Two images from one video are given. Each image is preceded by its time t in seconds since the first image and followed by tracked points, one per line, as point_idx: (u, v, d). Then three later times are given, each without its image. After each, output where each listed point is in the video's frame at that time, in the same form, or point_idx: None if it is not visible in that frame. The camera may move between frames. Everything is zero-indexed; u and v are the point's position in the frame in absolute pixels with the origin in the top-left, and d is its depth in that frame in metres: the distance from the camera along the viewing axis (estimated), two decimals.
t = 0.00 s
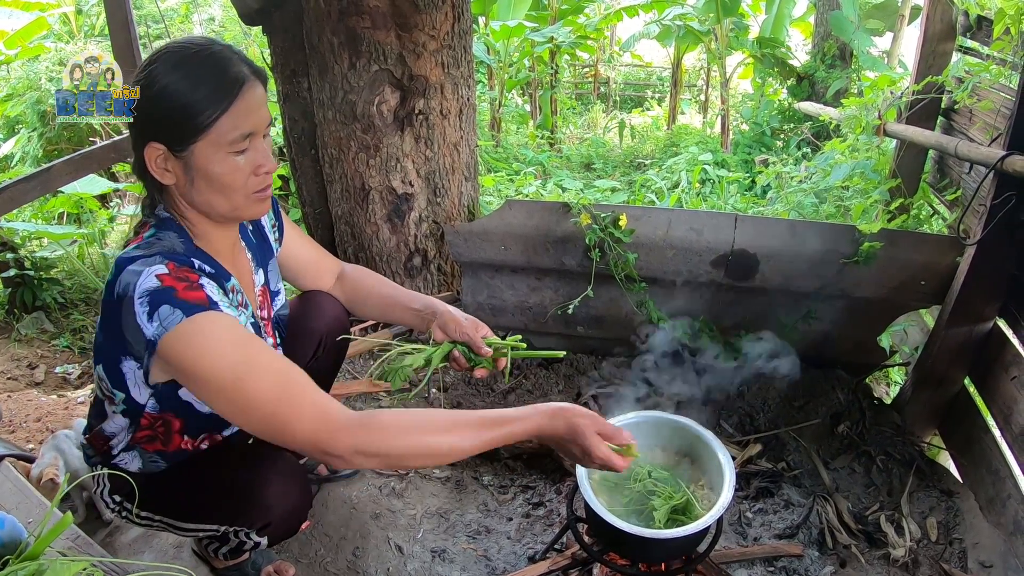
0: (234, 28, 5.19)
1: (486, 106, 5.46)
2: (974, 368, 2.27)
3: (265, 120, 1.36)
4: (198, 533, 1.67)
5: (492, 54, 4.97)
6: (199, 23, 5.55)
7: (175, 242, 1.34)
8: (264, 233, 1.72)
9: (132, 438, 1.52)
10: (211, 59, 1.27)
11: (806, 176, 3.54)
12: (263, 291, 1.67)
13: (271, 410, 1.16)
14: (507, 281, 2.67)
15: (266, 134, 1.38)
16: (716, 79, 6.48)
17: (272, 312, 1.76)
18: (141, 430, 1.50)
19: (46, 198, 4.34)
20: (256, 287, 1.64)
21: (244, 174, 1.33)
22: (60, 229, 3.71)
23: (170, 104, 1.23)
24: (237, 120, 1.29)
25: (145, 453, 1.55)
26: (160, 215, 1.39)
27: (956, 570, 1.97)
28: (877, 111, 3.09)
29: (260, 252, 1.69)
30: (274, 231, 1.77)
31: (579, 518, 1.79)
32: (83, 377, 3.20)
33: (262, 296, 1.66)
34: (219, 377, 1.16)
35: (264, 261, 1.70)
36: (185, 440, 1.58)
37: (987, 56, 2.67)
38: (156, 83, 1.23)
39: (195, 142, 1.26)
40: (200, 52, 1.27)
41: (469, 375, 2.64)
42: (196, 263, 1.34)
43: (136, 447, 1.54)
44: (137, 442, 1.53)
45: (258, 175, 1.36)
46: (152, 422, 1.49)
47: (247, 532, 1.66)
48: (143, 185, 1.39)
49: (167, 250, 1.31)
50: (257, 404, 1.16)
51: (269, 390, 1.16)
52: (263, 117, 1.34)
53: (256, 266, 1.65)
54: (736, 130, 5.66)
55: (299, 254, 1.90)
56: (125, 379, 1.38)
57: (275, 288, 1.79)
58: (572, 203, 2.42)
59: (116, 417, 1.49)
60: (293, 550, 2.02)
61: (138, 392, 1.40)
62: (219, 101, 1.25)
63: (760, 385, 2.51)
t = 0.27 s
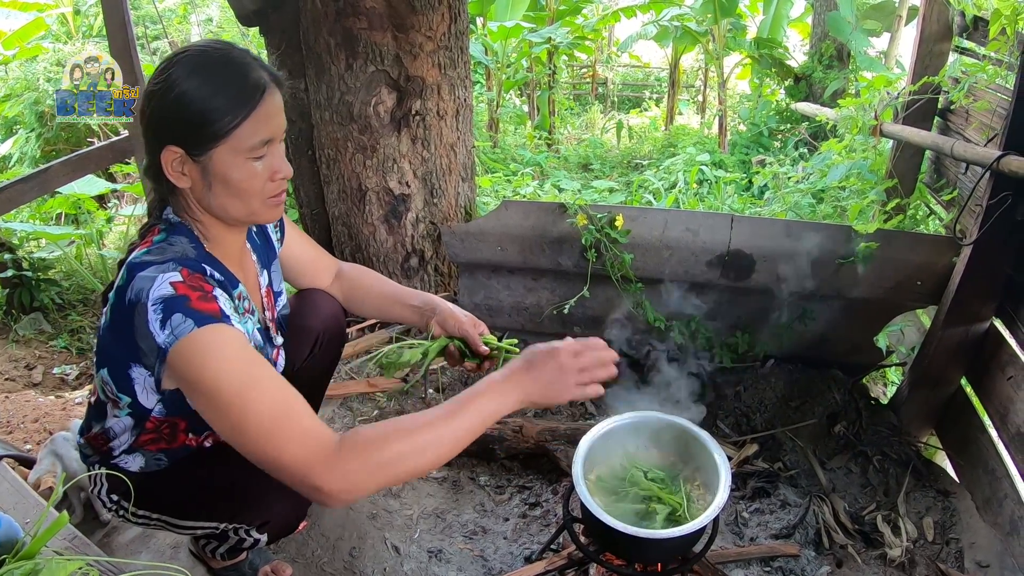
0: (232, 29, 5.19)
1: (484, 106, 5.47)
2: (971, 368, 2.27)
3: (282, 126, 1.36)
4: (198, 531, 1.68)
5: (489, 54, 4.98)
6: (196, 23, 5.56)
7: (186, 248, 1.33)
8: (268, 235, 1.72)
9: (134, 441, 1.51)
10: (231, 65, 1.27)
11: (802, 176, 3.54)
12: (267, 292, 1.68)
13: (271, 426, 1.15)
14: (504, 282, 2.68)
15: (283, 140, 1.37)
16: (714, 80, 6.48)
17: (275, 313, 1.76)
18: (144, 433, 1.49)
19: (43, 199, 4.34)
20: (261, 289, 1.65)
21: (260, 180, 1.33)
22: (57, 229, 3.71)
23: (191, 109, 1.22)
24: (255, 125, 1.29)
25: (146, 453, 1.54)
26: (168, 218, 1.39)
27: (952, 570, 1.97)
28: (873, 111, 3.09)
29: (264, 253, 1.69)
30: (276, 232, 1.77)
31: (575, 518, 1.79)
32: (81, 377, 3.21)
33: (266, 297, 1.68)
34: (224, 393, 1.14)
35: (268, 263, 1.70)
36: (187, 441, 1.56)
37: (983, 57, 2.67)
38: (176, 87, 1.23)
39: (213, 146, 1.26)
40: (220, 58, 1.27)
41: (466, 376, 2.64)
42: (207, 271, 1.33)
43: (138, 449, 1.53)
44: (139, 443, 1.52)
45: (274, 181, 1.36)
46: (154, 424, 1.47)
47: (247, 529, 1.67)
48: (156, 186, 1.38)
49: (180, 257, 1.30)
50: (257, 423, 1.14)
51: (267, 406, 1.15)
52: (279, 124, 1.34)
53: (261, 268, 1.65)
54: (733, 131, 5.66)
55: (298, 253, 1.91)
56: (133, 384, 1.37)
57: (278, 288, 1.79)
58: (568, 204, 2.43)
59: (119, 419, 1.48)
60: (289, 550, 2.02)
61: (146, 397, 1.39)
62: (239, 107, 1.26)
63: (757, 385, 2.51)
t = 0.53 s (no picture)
0: (231, 28, 5.19)
1: (483, 107, 5.47)
2: (970, 367, 2.27)
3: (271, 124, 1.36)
4: (195, 530, 1.68)
5: (488, 55, 4.99)
6: (195, 23, 5.56)
7: (168, 247, 1.33)
8: (261, 237, 1.71)
9: (129, 441, 1.51)
10: (219, 62, 1.27)
11: (802, 176, 3.54)
12: (259, 294, 1.67)
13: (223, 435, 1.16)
14: (504, 281, 2.67)
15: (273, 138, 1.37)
16: (713, 80, 6.49)
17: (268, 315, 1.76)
18: (139, 433, 1.49)
19: (42, 200, 4.33)
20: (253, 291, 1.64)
21: (250, 178, 1.33)
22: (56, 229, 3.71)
23: (179, 107, 1.22)
24: (245, 123, 1.28)
25: (143, 454, 1.53)
26: (155, 219, 1.39)
27: (952, 569, 1.97)
28: (872, 111, 3.09)
29: (256, 255, 1.68)
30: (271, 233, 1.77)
31: (575, 517, 1.78)
32: (80, 378, 3.20)
33: (259, 300, 1.67)
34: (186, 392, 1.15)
35: (260, 265, 1.70)
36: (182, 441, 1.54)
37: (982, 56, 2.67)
38: (164, 85, 1.23)
39: (203, 145, 1.25)
40: (209, 55, 1.27)
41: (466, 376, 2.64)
42: (188, 271, 1.33)
43: (135, 448, 1.52)
44: (133, 445, 1.52)
45: (264, 179, 1.35)
46: (148, 424, 1.47)
47: (244, 524, 1.66)
48: (147, 186, 1.37)
49: (159, 255, 1.30)
50: (211, 425, 1.15)
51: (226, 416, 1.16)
52: (269, 122, 1.34)
53: (253, 270, 1.65)
54: (732, 131, 5.67)
55: (297, 252, 1.90)
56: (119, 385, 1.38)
57: (271, 290, 1.80)
58: (568, 203, 2.42)
59: (113, 419, 1.48)
60: (289, 551, 2.01)
61: (132, 397, 1.40)
62: (227, 105, 1.26)
63: (757, 385, 2.51)
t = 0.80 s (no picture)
0: (231, 28, 5.18)
1: (484, 107, 5.47)
2: (973, 368, 2.27)
3: (267, 120, 1.36)
4: (198, 530, 1.67)
5: (490, 55, 4.99)
6: (196, 23, 5.57)
7: (162, 246, 1.33)
8: (258, 236, 1.71)
9: (130, 444, 1.51)
10: (218, 59, 1.27)
11: (804, 177, 3.54)
12: (256, 292, 1.67)
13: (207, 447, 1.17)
14: (506, 282, 2.68)
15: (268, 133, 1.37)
16: (714, 80, 6.50)
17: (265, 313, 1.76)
18: (139, 436, 1.48)
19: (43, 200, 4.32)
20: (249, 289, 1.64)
21: (246, 173, 1.33)
22: (58, 229, 3.70)
23: (174, 101, 1.22)
24: (242, 118, 1.29)
25: (145, 457, 1.53)
26: (150, 217, 1.39)
27: (955, 569, 1.97)
28: (874, 112, 3.09)
29: (252, 254, 1.68)
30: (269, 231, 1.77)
31: (579, 518, 1.78)
32: (81, 378, 3.20)
33: (255, 298, 1.67)
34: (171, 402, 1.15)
35: (257, 263, 1.70)
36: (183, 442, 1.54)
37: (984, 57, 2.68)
38: (161, 80, 1.22)
39: (199, 139, 1.25)
40: (207, 51, 1.28)
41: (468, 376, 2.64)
42: (181, 270, 1.32)
43: (136, 450, 1.52)
44: (135, 448, 1.52)
45: (259, 175, 1.35)
46: (148, 427, 1.47)
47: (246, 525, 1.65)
48: (142, 182, 1.37)
49: (152, 254, 1.29)
50: (196, 439, 1.16)
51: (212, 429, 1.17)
52: (266, 118, 1.35)
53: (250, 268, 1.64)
54: (733, 132, 5.68)
55: (295, 252, 1.90)
56: (117, 385, 1.38)
57: (269, 289, 1.79)
58: (571, 204, 2.42)
59: (112, 421, 1.47)
60: (292, 551, 2.01)
61: (128, 398, 1.39)
62: (223, 99, 1.26)
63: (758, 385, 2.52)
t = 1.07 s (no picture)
0: (233, 29, 5.19)
1: (486, 108, 5.48)
2: (974, 369, 2.27)
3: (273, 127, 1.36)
4: (200, 530, 1.68)
5: (492, 55, 4.99)
6: (198, 24, 5.58)
7: (161, 250, 1.33)
8: (259, 237, 1.72)
9: (132, 446, 1.51)
10: (227, 65, 1.28)
11: (806, 178, 3.54)
12: (256, 293, 1.68)
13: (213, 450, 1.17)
14: (508, 282, 2.68)
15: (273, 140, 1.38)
16: (716, 81, 6.51)
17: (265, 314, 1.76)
18: (140, 437, 1.49)
19: (45, 200, 4.33)
20: (250, 290, 1.65)
21: (250, 179, 1.33)
22: (60, 228, 3.71)
23: (181, 106, 1.22)
24: (249, 125, 1.29)
25: (146, 458, 1.53)
26: (151, 220, 1.39)
27: (956, 570, 1.97)
28: (876, 113, 3.09)
29: (252, 254, 1.68)
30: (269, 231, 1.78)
31: (580, 518, 1.78)
32: (83, 378, 3.20)
33: (255, 299, 1.67)
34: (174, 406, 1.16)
35: (258, 264, 1.71)
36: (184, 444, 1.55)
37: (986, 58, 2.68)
38: (168, 85, 1.22)
39: (205, 144, 1.25)
40: (215, 57, 1.28)
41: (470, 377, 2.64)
42: (180, 274, 1.33)
43: (137, 451, 1.52)
44: (136, 449, 1.52)
45: (262, 181, 1.36)
46: (150, 428, 1.47)
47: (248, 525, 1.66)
48: (145, 183, 1.36)
49: (151, 259, 1.30)
50: (203, 442, 1.16)
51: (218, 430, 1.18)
52: (271, 125, 1.35)
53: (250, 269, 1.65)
54: (735, 132, 5.68)
55: (295, 252, 1.90)
56: (118, 387, 1.38)
57: (269, 289, 1.80)
58: (573, 204, 2.43)
59: (114, 424, 1.47)
60: (294, 551, 2.02)
61: (129, 400, 1.39)
62: (230, 106, 1.26)
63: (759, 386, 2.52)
